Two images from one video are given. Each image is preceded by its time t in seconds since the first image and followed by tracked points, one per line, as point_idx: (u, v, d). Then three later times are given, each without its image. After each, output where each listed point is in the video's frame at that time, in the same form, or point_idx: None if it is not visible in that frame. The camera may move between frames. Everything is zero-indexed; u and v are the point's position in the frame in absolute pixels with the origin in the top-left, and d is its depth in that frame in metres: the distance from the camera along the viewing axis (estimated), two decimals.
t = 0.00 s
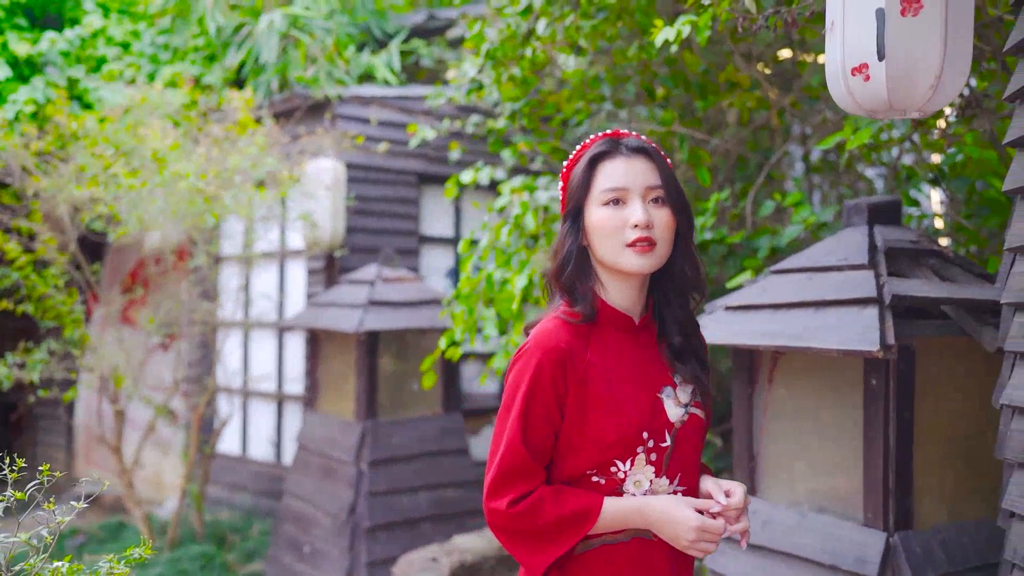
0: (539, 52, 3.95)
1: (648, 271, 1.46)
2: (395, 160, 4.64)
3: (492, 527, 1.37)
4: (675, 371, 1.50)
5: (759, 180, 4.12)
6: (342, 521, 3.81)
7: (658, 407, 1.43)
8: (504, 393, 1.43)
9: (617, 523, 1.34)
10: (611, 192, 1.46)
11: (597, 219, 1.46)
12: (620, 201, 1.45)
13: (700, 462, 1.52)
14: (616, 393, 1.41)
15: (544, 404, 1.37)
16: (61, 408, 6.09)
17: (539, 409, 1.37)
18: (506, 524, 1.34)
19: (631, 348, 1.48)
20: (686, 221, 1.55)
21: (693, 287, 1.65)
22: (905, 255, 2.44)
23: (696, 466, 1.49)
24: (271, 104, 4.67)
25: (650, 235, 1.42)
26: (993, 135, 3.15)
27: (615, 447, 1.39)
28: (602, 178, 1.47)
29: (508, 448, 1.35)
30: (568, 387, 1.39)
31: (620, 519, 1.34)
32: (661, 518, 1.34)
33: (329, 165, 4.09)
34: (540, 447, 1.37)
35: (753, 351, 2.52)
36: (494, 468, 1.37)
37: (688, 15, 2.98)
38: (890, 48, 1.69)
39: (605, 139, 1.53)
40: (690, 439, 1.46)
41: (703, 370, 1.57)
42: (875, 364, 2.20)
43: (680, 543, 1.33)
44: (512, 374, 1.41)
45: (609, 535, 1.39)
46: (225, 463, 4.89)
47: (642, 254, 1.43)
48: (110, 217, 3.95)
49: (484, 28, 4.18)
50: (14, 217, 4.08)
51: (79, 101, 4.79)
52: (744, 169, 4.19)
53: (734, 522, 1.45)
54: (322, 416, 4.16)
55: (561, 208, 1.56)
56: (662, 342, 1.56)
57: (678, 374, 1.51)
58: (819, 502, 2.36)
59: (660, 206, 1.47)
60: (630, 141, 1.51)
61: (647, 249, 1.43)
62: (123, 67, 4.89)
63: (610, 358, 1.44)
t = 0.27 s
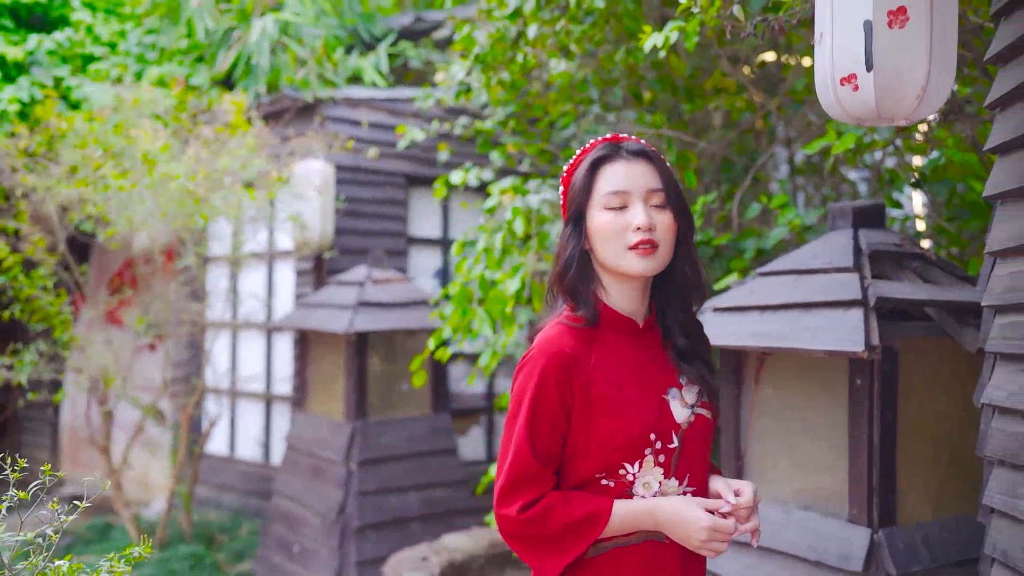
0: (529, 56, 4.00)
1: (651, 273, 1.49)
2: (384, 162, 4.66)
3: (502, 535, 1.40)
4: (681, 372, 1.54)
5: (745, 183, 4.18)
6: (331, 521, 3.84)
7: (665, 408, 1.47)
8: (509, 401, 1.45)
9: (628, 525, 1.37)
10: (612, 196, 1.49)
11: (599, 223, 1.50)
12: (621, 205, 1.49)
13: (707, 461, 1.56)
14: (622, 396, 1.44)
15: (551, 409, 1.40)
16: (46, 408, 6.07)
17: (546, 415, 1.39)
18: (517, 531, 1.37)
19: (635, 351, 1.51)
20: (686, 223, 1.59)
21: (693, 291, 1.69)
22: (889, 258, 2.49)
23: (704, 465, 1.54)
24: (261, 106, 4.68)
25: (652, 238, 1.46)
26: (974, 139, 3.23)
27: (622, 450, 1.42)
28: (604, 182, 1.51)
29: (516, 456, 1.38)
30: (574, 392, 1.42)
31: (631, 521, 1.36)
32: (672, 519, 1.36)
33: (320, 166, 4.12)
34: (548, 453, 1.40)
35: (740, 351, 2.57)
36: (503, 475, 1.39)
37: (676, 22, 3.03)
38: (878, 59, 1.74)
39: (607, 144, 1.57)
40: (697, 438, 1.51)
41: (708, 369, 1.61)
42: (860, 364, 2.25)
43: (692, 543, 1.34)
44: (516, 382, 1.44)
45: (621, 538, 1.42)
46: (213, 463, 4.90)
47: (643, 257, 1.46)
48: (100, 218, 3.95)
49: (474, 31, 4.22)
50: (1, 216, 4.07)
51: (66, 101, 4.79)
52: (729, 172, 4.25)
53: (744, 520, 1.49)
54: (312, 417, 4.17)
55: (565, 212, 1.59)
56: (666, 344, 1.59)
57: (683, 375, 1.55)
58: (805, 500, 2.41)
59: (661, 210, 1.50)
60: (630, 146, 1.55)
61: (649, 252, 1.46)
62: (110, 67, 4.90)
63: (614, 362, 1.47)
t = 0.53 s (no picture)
0: (521, 59, 4.03)
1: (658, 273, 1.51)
2: (375, 163, 4.68)
3: (516, 537, 1.44)
4: (692, 370, 1.57)
5: (733, 185, 4.23)
6: (323, 520, 3.86)
7: (676, 406, 1.50)
8: (520, 402, 1.49)
9: (641, 524, 1.39)
10: (620, 196, 1.52)
11: (607, 222, 1.52)
12: (630, 205, 1.51)
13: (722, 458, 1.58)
14: (632, 395, 1.47)
15: (560, 411, 1.43)
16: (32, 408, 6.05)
17: (556, 416, 1.43)
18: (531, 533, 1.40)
19: (644, 351, 1.54)
20: (692, 223, 1.62)
21: (701, 288, 1.72)
22: (878, 260, 2.54)
23: (719, 462, 1.56)
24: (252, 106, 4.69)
25: (660, 237, 1.48)
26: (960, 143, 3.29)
27: (634, 449, 1.45)
28: (612, 182, 1.53)
29: (525, 458, 1.41)
30: (583, 393, 1.45)
31: (644, 521, 1.39)
32: (685, 518, 1.38)
33: (310, 167, 4.24)
34: (558, 455, 1.43)
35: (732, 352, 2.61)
36: (514, 478, 1.43)
37: (669, 27, 3.07)
38: (871, 67, 1.79)
39: (613, 144, 1.59)
40: (710, 434, 1.53)
41: (720, 366, 1.63)
42: (850, 365, 2.29)
43: (706, 542, 1.37)
44: (525, 384, 1.47)
45: (636, 538, 1.45)
46: (203, 463, 4.91)
47: (652, 256, 1.48)
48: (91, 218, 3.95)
49: (465, 33, 4.26)
50: None
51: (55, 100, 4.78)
52: (718, 174, 4.30)
53: (758, 516, 1.50)
54: (303, 416, 4.19)
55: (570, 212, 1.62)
56: (676, 343, 1.62)
57: (694, 373, 1.58)
58: (796, 498, 2.44)
59: (668, 209, 1.53)
60: (637, 146, 1.58)
61: (658, 251, 1.48)
62: (99, 66, 4.90)
63: (623, 362, 1.50)
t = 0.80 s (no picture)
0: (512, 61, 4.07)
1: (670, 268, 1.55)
2: (363, 163, 4.69)
3: (534, 538, 1.49)
4: (704, 366, 1.61)
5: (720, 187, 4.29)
6: (313, 519, 3.88)
7: (689, 403, 1.54)
8: (532, 405, 1.54)
9: (657, 522, 1.43)
10: (633, 193, 1.56)
11: (620, 219, 1.56)
12: (642, 201, 1.55)
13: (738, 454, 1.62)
14: (643, 394, 1.51)
15: (571, 411, 1.48)
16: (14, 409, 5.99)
17: (566, 418, 1.47)
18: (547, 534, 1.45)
19: (655, 350, 1.58)
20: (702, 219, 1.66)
21: (711, 284, 1.76)
22: (865, 261, 2.59)
23: (734, 458, 1.59)
24: (241, 106, 4.69)
25: (674, 233, 1.52)
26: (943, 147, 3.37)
27: (648, 447, 1.49)
28: (624, 179, 1.57)
29: (538, 459, 1.46)
30: (593, 395, 1.50)
31: (660, 518, 1.42)
32: (701, 515, 1.41)
33: (299, 168, 4.14)
34: (571, 456, 1.47)
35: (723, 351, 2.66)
36: (528, 481, 1.48)
37: (659, 31, 3.12)
38: (864, 72, 1.83)
39: (623, 142, 1.64)
40: (725, 430, 1.57)
41: (732, 362, 1.66)
42: (839, 364, 2.33)
43: (722, 537, 1.40)
44: (536, 386, 1.52)
45: (652, 537, 1.49)
46: (190, 464, 4.91)
47: (666, 251, 1.52)
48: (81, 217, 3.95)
49: (455, 35, 4.29)
50: None
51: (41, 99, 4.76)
52: (704, 175, 4.35)
53: (775, 511, 1.51)
54: (292, 416, 4.20)
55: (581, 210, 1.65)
56: (688, 340, 1.66)
57: (707, 370, 1.62)
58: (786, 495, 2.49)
59: (679, 205, 1.58)
60: (647, 144, 1.62)
61: (671, 245, 1.52)
62: (85, 63, 4.87)
63: (634, 361, 1.54)
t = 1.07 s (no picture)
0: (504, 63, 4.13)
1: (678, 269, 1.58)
2: (352, 164, 4.72)
3: (540, 539, 1.52)
4: (709, 365, 1.64)
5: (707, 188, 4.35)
6: (303, 519, 3.92)
7: (694, 402, 1.57)
8: (536, 405, 1.56)
9: (662, 523, 1.46)
10: (644, 192, 1.58)
11: (631, 217, 1.58)
12: (654, 201, 1.58)
13: (743, 451, 1.65)
14: (648, 394, 1.53)
15: (576, 411, 1.50)
16: None
17: (572, 418, 1.50)
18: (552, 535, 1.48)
19: (660, 350, 1.61)
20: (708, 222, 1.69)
21: (716, 283, 1.78)
22: (853, 262, 2.64)
23: (739, 456, 1.62)
24: (229, 105, 4.70)
25: (684, 234, 1.55)
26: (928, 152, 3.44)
27: (653, 446, 1.52)
28: (636, 178, 1.60)
29: (543, 460, 1.49)
30: (598, 395, 1.52)
31: (665, 519, 1.46)
32: (706, 515, 1.45)
33: (287, 168, 4.11)
34: (576, 457, 1.50)
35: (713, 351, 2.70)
36: (533, 482, 1.51)
37: (649, 33, 3.15)
38: (856, 77, 1.86)
39: (635, 141, 1.66)
40: (730, 428, 1.59)
41: (737, 359, 1.69)
42: (829, 364, 2.37)
43: (728, 536, 1.44)
44: (540, 386, 1.55)
45: (660, 537, 1.52)
46: (178, 465, 4.94)
47: (675, 251, 1.55)
48: (70, 217, 3.95)
49: (444, 36, 4.31)
50: None
51: (28, 98, 4.78)
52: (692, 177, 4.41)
53: (781, 507, 1.55)
54: (281, 415, 4.22)
55: (590, 207, 1.67)
56: (693, 338, 1.69)
57: (712, 369, 1.64)
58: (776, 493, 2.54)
59: (689, 207, 1.60)
60: (659, 145, 1.65)
61: (681, 247, 1.55)
62: (71, 62, 4.90)
63: (639, 361, 1.57)
